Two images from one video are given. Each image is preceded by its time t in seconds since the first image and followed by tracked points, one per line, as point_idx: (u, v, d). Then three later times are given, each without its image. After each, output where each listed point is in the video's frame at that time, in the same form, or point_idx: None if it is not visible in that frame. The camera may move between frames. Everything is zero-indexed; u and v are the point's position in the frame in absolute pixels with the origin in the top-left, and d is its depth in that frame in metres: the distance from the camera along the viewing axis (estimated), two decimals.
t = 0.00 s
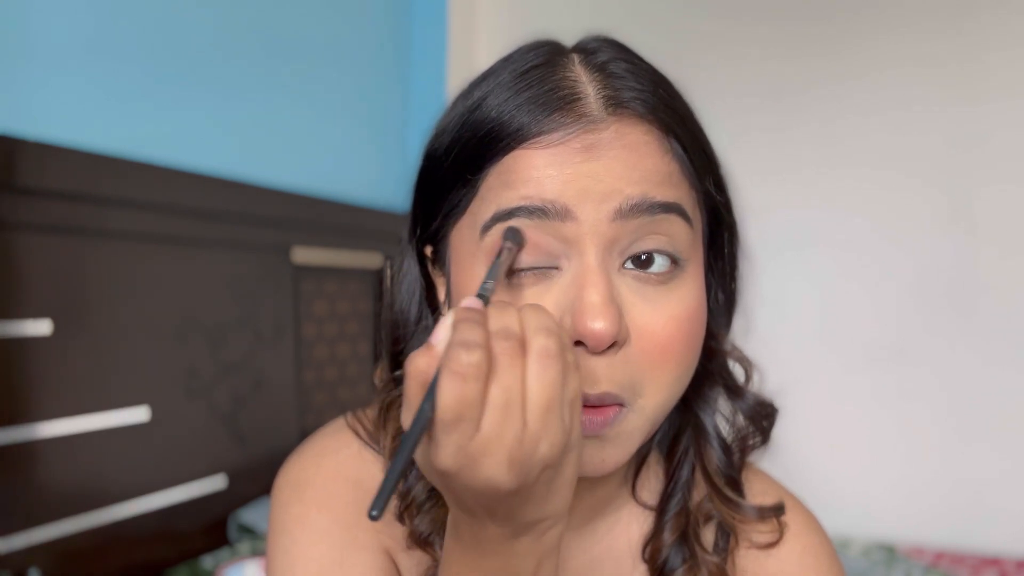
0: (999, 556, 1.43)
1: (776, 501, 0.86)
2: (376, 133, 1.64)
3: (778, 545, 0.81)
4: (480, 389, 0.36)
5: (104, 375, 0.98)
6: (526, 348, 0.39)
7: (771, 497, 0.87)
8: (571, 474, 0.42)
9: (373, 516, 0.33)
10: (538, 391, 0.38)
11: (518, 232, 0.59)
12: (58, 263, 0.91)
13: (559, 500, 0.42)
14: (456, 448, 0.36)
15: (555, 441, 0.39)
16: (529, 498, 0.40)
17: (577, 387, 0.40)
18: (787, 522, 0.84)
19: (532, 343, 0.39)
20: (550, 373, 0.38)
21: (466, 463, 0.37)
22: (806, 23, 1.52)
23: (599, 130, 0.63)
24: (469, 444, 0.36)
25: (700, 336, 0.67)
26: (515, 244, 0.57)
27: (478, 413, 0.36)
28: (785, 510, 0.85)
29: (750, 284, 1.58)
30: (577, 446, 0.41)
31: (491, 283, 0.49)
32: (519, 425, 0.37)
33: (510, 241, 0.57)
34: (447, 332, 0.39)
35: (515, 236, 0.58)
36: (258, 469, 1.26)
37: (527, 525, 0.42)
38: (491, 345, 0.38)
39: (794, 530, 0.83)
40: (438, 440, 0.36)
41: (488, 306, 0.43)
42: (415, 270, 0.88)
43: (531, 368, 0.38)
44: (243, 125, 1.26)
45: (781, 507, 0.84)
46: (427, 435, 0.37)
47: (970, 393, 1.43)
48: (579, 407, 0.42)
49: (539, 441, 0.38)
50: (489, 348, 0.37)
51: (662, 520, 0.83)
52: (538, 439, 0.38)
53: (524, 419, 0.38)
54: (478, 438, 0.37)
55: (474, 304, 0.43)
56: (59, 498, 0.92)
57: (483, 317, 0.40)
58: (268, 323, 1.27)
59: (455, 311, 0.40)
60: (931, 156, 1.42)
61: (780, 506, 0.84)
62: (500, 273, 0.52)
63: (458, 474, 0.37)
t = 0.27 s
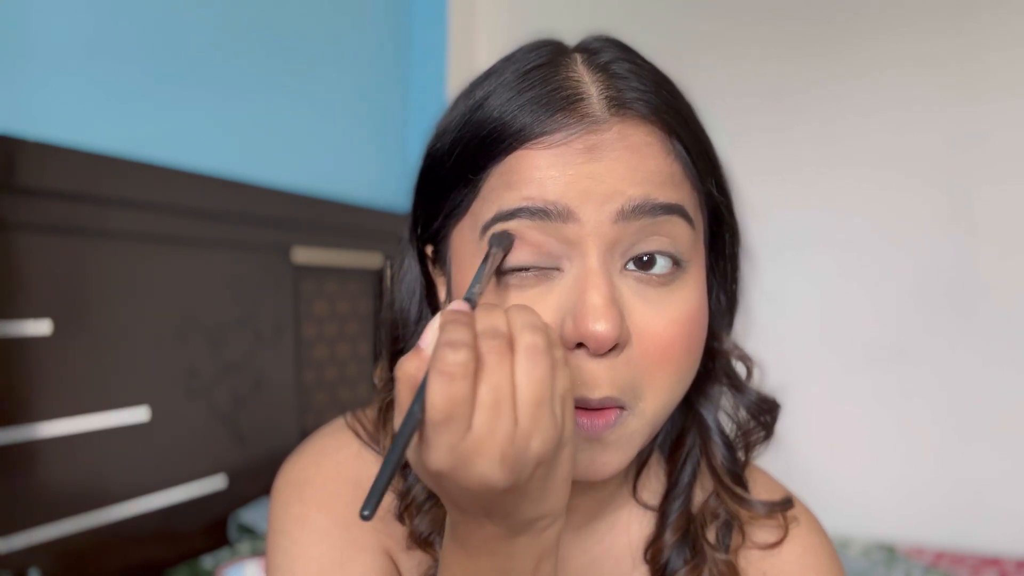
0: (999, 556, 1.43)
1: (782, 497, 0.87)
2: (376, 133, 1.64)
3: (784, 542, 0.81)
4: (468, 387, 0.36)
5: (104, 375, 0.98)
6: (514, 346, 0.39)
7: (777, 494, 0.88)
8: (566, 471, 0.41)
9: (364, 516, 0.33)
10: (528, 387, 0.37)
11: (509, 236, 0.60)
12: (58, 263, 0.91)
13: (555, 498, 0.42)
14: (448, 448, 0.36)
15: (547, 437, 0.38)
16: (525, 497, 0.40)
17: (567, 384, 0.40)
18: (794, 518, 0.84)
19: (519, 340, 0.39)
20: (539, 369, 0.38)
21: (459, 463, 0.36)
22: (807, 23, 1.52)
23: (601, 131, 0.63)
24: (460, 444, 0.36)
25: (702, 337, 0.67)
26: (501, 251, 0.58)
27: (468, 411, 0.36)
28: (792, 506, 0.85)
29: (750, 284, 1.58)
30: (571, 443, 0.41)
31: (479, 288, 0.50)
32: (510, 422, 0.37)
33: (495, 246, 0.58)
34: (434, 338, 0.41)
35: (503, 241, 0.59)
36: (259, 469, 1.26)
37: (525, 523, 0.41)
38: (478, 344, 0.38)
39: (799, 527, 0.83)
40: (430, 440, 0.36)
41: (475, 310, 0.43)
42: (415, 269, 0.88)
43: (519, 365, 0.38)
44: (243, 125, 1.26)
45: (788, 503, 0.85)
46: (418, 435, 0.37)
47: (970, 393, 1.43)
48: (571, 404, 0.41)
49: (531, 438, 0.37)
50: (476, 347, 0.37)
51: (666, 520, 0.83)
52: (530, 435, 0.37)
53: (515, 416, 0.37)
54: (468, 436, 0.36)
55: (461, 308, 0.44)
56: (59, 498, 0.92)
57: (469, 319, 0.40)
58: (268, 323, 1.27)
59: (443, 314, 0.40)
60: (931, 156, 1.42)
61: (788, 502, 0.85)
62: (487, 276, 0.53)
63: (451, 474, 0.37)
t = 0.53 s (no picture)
0: (999, 556, 1.43)
1: (785, 495, 0.88)
2: (376, 133, 1.64)
3: (786, 542, 0.81)
4: (459, 392, 0.36)
5: (104, 375, 0.98)
6: (505, 351, 0.39)
7: (779, 493, 0.88)
8: (561, 475, 0.41)
9: (352, 521, 0.33)
10: (520, 392, 0.37)
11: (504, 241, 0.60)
12: (58, 263, 0.91)
13: (552, 501, 0.42)
14: (440, 453, 0.36)
15: (540, 442, 0.38)
16: (520, 500, 0.40)
17: (561, 388, 0.40)
18: (796, 516, 0.85)
19: (511, 345, 0.39)
20: (531, 373, 0.38)
21: (451, 467, 0.37)
22: (807, 23, 1.52)
23: (606, 133, 0.63)
24: (451, 448, 0.36)
25: (705, 338, 0.67)
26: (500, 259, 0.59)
27: (459, 416, 0.36)
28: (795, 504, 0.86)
29: (750, 284, 1.58)
30: (565, 448, 0.41)
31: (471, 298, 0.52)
32: (502, 427, 0.37)
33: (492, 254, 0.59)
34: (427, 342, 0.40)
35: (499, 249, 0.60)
36: (259, 469, 1.26)
37: (522, 528, 0.41)
38: (470, 349, 0.38)
39: (801, 526, 0.84)
40: (422, 445, 0.36)
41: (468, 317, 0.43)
42: (416, 269, 0.88)
43: (511, 370, 0.38)
44: (243, 125, 1.26)
45: (791, 501, 0.85)
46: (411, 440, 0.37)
47: (971, 394, 1.43)
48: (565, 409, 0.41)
49: (523, 442, 0.38)
50: (467, 353, 0.38)
51: (668, 522, 0.83)
52: (521, 440, 0.38)
53: (507, 421, 0.37)
54: (460, 442, 0.36)
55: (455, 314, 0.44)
56: (59, 499, 0.92)
57: (462, 325, 0.40)
58: (268, 323, 1.27)
59: (436, 321, 0.41)
60: (931, 156, 1.42)
61: (791, 501, 0.85)
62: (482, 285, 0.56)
63: (444, 478, 0.37)
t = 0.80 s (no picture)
0: (999, 556, 1.43)
1: (782, 500, 0.87)
2: (376, 133, 1.64)
3: (783, 545, 0.81)
4: (459, 398, 0.36)
5: (104, 375, 0.98)
6: (504, 354, 0.39)
7: (776, 497, 0.87)
8: (562, 477, 0.42)
9: (352, 529, 0.33)
10: (519, 397, 0.37)
11: (504, 244, 0.60)
12: (57, 263, 0.91)
13: (553, 504, 0.42)
14: (440, 458, 0.36)
15: (539, 446, 0.38)
16: (520, 504, 0.40)
17: (560, 392, 0.40)
18: (793, 520, 0.84)
19: (509, 348, 0.39)
20: (530, 377, 0.38)
21: (450, 471, 0.37)
22: (807, 23, 1.52)
23: (605, 133, 0.63)
24: (452, 453, 0.36)
25: (704, 339, 0.67)
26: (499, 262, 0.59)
27: (460, 421, 0.36)
28: (791, 509, 0.85)
29: (750, 284, 1.58)
30: (564, 452, 0.41)
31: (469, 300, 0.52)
32: (502, 432, 0.37)
33: (491, 257, 0.58)
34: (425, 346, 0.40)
35: (500, 251, 0.59)
36: (258, 469, 1.26)
37: (520, 530, 0.41)
38: (468, 352, 0.38)
39: (799, 529, 0.83)
40: (421, 450, 0.36)
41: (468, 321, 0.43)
42: (416, 268, 0.87)
43: (510, 373, 0.38)
44: (243, 125, 1.26)
45: (787, 506, 0.84)
46: (411, 444, 0.37)
47: (971, 393, 1.43)
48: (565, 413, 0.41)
49: (524, 446, 0.37)
50: (465, 355, 0.38)
51: (666, 522, 0.83)
52: (522, 445, 0.37)
53: (507, 426, 0.37)
54: (459, 447, 0.36)
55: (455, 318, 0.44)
56: (59, 499, 0.92)
57: (462, 328, 0.40)
58: (268, 323, 1.27)
59: (436, 323, 0.41)
60: (931, 157, 1.42)
61: (787, 506, 0.84)
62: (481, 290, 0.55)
63: (443, 482, 0.37)
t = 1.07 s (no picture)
0: (999, 556, 1.43)
1: (780, 505, 0.85)
2: (377, 133, 1.64)
3: (783, 548, 0.81)
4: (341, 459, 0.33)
5: (104, 375, 0.98)
6: (393, 401, 0.35)
7: (774, 502, 0.86)
8: (480, 504, 0.41)
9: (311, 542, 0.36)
10: (412, 444, 0.34)
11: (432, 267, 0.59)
12: (58, 263, 0.91)
13: (478, 529, 0.42)
14: (341, 516, 0.34)
15: (442, 491, 0.35)
16: (442, 536, 0.40)
17: (465, 429, 0.37)
18: (791, 526, 0.83)
19: (398, 395, 0.35)
20: (423, 424, 0.35)
21: (354, 527, 0.34)
22: (807, 23, 1.52)
23: (607, 124, 0.63)
24: (349, 512, 0.34)
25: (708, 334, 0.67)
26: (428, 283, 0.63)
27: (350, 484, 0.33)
28: (788, 514, 0.84)
29: (750, 284, 1.58)
30: (478, 482, 0.39)
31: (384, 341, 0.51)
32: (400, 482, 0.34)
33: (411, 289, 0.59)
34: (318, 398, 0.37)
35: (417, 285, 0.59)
36: (258, 469, 1.26)
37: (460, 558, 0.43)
38: (352, 406, 0.35)
39: (797, 534, 0.82)
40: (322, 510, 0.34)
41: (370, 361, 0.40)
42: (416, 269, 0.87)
43: (402, 422, 0.34)
44: (244, 125, 1.26)
45: (785, 512, 0.83)
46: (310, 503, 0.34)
47: (972, 392, 1.43)
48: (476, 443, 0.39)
49: (422, 489, 0.35)
50: (349, 410, 0.34)
51: (665, 525, 0.83)
52: (422, 492, 0.35)
53: (403, 478, 0.34)
54: (356, 506, 0.33)
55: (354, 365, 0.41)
56: (59, 499, 0.92)
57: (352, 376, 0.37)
58: (268, 322, 1.27)
59: (335, 375, 0.38)
60: (931, 157, 1.42)
61: (785, 511, 0.83)
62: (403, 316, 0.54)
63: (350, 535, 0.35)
